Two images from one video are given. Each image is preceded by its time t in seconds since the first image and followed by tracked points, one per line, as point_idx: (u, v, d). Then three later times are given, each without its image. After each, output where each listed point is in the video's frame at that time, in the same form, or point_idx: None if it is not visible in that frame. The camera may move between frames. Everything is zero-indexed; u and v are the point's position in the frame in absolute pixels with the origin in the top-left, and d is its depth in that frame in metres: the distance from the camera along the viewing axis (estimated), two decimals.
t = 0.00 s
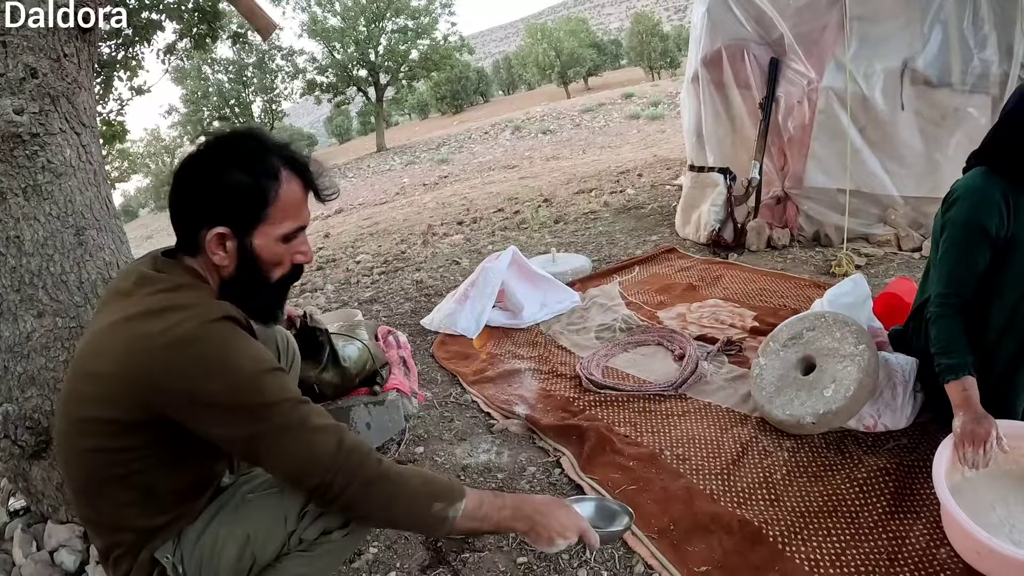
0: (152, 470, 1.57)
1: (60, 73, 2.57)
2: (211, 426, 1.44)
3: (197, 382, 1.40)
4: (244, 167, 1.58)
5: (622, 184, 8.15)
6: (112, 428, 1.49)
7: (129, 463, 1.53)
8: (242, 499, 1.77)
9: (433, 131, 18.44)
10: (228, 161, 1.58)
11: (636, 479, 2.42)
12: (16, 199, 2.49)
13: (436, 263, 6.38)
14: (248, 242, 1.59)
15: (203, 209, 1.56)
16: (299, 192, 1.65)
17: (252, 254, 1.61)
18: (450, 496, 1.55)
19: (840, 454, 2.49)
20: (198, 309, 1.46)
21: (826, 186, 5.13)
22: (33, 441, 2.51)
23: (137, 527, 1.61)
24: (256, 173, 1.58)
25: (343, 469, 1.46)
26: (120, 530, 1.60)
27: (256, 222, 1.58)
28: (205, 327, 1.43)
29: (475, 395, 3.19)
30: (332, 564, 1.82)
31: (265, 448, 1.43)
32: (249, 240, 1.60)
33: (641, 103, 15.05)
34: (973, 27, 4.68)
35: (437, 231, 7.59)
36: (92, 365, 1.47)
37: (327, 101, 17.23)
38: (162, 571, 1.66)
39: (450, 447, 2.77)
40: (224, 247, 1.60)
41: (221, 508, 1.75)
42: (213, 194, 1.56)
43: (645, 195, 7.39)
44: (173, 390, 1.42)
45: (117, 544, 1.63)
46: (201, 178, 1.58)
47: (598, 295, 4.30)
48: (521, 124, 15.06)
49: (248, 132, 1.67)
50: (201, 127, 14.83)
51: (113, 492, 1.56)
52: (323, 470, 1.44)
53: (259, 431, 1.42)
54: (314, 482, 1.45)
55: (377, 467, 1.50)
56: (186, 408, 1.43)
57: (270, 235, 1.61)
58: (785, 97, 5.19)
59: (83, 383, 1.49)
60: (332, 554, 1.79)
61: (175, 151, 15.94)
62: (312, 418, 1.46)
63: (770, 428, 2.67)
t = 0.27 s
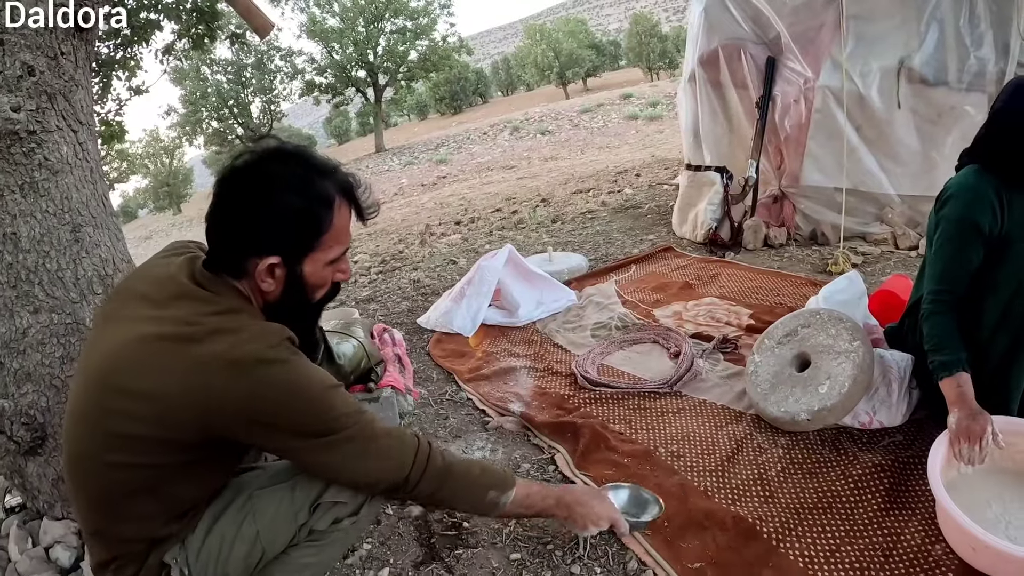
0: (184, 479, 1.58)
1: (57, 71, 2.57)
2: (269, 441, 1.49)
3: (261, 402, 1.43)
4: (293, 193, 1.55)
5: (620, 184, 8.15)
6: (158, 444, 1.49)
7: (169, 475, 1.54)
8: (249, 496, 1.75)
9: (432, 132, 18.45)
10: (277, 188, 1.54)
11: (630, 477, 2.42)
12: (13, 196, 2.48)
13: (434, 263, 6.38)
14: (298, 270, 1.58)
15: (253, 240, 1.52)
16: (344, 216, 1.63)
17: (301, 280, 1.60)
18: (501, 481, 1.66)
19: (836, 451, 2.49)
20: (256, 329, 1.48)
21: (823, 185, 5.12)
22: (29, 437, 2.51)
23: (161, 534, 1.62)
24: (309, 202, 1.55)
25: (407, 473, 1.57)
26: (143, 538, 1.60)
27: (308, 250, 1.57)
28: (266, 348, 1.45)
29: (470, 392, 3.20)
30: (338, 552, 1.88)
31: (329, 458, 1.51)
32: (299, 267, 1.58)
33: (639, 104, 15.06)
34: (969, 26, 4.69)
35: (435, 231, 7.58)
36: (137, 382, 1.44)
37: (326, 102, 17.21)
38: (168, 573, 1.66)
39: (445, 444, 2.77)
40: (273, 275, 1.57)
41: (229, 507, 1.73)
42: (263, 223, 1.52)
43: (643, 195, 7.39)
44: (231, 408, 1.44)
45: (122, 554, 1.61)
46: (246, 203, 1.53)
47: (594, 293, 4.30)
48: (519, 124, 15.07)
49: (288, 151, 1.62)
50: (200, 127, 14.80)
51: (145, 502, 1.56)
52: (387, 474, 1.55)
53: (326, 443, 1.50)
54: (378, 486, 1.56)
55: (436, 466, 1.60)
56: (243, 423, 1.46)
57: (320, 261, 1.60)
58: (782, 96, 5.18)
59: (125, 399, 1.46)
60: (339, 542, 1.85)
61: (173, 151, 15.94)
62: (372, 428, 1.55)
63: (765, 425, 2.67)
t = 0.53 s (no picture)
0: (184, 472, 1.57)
1: (56, 71, 2.58)
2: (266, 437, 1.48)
3: (259, 397, 1.42)
4: (295, 181, 1.54)
5: (619, 184, 8.16)
6: (158, 436, 1.47)
7: (168, 467, 1.53)
8: (249, 496, 1.75)
9: (431, 133, 18.46)
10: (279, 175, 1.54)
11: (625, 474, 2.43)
12: (12, 195, 2.49)
13: (432, 263, 6.39)
14: (301, 257, 1.57)
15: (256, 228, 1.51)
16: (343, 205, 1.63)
17: (303, 268, 1.60)
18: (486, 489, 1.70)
19: (830, 449, 2.50)
20: (256, 323, 1.46)
21: (820, 185, 5.14)
22: (27, 434, 2.52)
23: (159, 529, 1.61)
24: (311, 190, 1.55)
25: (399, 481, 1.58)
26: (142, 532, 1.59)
27: (311, 238, 1.56)
28: (267, 341, 1.44)
29: (467, 391, 3.21)
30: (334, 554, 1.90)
31: (324, 459, 1.50)
32: (302, 255, 1.57)
33: (638, 105, 15.07)
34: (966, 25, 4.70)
35: (433, 231, 7.59)
36: (141, 374, 1.44)
37: (325, 103, 17.22)
38: (165, 570, 1.65)
39: (440, 442, 2.83)
40: (277, 263, 1.57)
41: (228, 506, 1.73)
42: (267, 210, 1.51)
43: (641, 195, 7.40)
44: (231, 402, 1.43)
45: (117, 548, 1.60)
46: (249, 192, 1.53)
47: (592, 293, 4.30)
48: (519, 125, 15.08)
49: (289, 140, 1.61)
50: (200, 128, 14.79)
51: (143, 495, 1.55)
52: (382, 482, 1.55)
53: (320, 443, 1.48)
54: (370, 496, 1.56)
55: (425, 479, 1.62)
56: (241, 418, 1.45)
57: (321, 249, 1.60)
58: (779, 96, 5.18)
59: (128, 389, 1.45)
60: (336, 544, 1.87)
61: (173, 151, 15.97)
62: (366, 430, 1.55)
63: (760, 423, 2.68)
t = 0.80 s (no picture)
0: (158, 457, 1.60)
1: (55, 73, 2.59)
2: (227, 407, 1.53)
3: (215, 366, 1.48)
4: (288, 167, 1.69)
5: (617, 185, 8.17)
6: (124, 420, 1.51)
7: (142, 454, 1.57)
8: (234, 491, 1.78)
9: (430, 134, 18.48)
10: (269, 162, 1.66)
11: (620, 473, 2.44)
12: (12, 196, 2.50)
13: (431, 264, 6.40)
14: (290, 237, 1.71)
15: (262, 211, 1.61)
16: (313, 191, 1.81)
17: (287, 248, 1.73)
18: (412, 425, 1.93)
19: (825, 448, 2.51)
20: (202, 294, 1.51)
21: (816, 184, 5.14)
22: (27, 434, 2.54)
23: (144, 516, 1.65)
24: (302, 175, 1.72)
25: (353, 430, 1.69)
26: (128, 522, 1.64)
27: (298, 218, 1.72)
28: (217, 312, 1.49)
29: (464, 392, 3.23)
30: (318, 554, 1.90)
31: (283, 420, 1.56)
32: (291, 235, 1.72)
33: (637, 106, 15.10)
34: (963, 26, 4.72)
35: (432, 232, 7.61)
36: (103, 360, 1.48)
37: (325, 104, 17.23)
38: (152, 561, 1.69)
39: (438, 442, 2.86)
40: (269, 241, 1.67)
41: (214, 500, 1.75)
42: (269, 189, 1.63)
43: (639, 196, 7.41)
44: (188, 376, 1.48)
45: (106, 540, 1.65)
46: (250, 172, 1.63)
47: (589, 293, 4.31)
48: (518, 126, 15.10)
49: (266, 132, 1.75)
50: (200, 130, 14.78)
51: (118, 484, 1.58)
52: (340, 433, 1.65)
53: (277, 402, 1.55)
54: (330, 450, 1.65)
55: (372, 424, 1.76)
56: (201, 392, 1.50)
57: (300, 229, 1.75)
58: (776, 97, 5.19)
59: (90, 376, 1.50)
60: (321, 544, 1.89)
61: (172, 153, 15.98)
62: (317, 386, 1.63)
63: (755, 423, 2.69)
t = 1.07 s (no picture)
0: (140, 441, 1.71)
1: (55, 76, 2.60)
2: (193, 375, 1.68)
3: (176, 337, 1.62)
4: (230, 156, 1.90)
5: (616, 187, 8.18)
6: (101, 404, 1.63)
7: (123, 439, 1.68)
8: (221, 484, 1.91)
9: (430, 136, 18.50)
10: (214, 155, 1.87)
11: (617, 474, 2.45)
12: (12, 199, 2.51)
13: (429, 266, 6.41)
14: (240, 222, 1.91)
15: (212, 196, 1.81)
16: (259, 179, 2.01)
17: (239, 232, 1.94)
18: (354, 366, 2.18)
19: (822, 449, 2.52)
20: (155, 275, 1.65)
21: (813, 185, 5.15)
22: (26, 435, 2.54)
23: (136, 504, 1.76)
24: (246, 164, 1.93)
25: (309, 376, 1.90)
26: (122, 508, 1.75)
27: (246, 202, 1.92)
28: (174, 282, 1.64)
29: (461, 393, 3.25)
30: (301, 547, 2.03)
31: (245, 376, 1.73)
32: (240, 220, 1.92)
33: (636, 107, 15.12)
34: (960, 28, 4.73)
35: (431, 234, 7.61)
36: (79, 348, 1.63)
37: (324, 106, 17.23)
38: (143, 554, 1.80)
39: (435, 443, 2.88)
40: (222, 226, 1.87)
41: (203, 493, 1.88)
42: (215, 177, 1.84)
43: (638, 197, 7.42)
44: (154, 351, 1.62)
45: (103, 531, 1.77)
46: (195, 165, 1.83)
47: (586, 295, 4.32)
48: (518, 128, 15.11)
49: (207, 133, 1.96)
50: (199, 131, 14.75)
51: (106, 468, 1.70)
52: (297, 379, 1.85)
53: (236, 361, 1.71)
54: (290, 396, 1.85)
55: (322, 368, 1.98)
56: (168, 365, 1.64)
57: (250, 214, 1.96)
58: (774, 98, 5.20)
59: (66, 366, 1.64)
60: (304, 536, 2.03)
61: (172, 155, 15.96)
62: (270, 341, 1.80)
63: (751, 424, 2.70)
